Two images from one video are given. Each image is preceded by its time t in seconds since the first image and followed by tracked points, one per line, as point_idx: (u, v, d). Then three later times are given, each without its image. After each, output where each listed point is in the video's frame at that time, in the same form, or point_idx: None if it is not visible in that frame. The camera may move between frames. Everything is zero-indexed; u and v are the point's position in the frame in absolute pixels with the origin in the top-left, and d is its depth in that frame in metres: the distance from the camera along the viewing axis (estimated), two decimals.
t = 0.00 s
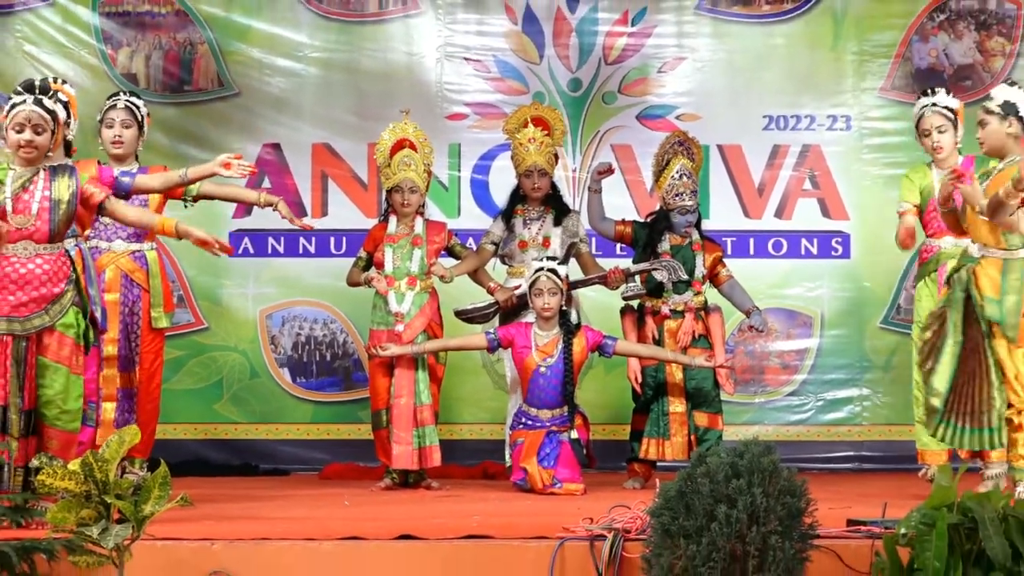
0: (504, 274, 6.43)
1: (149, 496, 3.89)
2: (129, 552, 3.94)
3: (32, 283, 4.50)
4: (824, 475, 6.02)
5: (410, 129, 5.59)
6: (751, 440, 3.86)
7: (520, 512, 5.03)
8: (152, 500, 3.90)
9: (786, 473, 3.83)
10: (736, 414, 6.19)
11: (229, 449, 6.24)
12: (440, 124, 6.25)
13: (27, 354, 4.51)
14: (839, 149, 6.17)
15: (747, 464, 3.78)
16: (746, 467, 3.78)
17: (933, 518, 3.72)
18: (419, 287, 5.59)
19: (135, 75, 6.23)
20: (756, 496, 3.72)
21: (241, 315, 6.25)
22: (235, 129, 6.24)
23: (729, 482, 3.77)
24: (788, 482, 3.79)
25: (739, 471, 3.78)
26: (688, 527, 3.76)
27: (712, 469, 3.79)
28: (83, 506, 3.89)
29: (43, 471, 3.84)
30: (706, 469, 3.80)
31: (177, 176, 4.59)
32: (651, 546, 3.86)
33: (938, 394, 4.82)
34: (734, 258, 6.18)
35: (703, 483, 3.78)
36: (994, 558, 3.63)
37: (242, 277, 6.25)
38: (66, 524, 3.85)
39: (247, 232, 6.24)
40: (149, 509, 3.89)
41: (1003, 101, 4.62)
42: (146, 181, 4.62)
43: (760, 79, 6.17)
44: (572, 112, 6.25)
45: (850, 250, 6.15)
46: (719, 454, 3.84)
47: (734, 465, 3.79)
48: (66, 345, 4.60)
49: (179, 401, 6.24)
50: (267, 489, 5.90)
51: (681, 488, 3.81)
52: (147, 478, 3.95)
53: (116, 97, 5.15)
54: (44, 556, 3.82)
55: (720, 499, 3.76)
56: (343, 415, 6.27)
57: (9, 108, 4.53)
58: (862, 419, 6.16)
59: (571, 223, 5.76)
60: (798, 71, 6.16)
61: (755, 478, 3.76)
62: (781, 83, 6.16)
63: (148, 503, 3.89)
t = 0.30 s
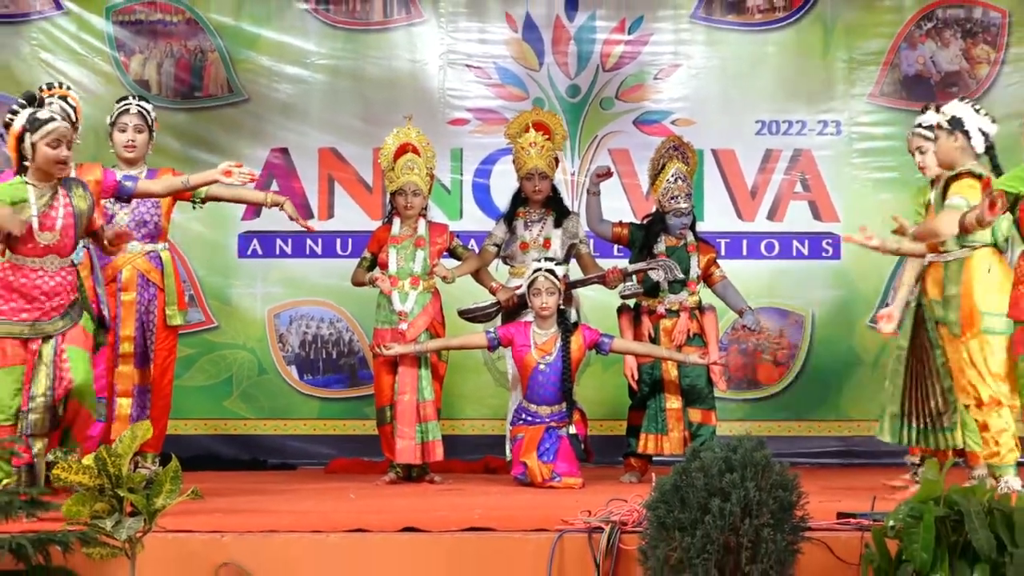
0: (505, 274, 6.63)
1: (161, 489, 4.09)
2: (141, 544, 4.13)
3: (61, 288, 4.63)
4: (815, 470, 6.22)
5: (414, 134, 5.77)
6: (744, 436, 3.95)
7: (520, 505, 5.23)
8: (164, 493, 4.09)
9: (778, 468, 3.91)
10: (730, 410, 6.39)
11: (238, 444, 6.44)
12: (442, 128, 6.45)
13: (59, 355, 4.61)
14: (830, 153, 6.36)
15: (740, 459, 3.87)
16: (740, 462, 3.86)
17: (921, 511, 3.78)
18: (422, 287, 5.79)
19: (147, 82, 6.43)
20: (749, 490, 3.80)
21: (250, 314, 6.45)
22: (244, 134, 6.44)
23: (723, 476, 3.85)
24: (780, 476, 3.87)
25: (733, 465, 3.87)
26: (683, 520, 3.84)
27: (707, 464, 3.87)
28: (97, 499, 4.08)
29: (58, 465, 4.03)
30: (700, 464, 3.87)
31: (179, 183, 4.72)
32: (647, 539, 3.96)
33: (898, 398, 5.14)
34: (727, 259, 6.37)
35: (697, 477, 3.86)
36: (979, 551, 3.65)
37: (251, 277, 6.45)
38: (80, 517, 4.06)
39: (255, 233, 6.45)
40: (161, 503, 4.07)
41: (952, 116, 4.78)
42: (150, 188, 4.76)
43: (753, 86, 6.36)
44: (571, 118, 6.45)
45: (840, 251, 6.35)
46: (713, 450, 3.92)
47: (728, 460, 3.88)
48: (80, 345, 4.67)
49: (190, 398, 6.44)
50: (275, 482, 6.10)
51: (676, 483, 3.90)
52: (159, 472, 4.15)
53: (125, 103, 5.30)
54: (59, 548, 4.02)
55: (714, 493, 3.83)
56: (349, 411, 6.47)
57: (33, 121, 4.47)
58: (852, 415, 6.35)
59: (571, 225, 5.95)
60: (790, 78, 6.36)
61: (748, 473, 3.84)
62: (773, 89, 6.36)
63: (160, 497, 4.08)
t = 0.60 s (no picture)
0: (505, 274, 6.84)
1: (171, 483, 4.27)
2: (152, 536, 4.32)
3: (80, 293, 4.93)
4: (805, 464, 6.42)
5: (414, 138, 5.95)
6: (737, 432, 4.10)
7: (518, 498, 5.43)
8: (175, 487, 4.27)
9: (769, 463, 4.07)
10: (722, 406, 6.61)
11: (246, 439, 6.65)
12: (444, 133, 6.65)
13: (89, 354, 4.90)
14: (819, 157, 6.56)
15: (734, 454, 4.02)
16: (732, 456, 4.02)
17: (907, 504, 3.93)
18: (424, 286, 5.99)
19: (158, 88, 6.64)
20: (741, 484, 3.96)
21: (257, 313, 6.66)
22: (251, 138, 6.65)
23: (716, 470, 4.01)
24: (772, 470, 4.05)
25: (726, 460, 4.02)
26: (677, 512, 4.00)
27: (700, 459, 4.02)
28: (109, 493, 4.27)
29: (73, 459, 4.25)
30: (694, 459, 4.03)
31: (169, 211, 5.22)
32: (643, 530, 4.11)
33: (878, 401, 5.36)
34: (720, 259, 6.57)
35: (691, 471, 4.01)
36: (964, 542, 3.84)
37: (259, 278, 6.65)
38: (93, 509, 4.26)
39: (262, 235, 6.64)
40: (172, 496, 4.24)
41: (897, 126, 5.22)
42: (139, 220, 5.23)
43: (745, 92, 6.57)
44: (569, 123, 6.65)
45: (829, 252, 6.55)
46: (707, 445, 4.08)
47: (721, 454, 4.03)
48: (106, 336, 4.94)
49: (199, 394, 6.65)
50: (282, 476, 6.31)
51: (671, 476, 4.05)
52: (170, 466, 4.32)
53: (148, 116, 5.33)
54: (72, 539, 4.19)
55: (708, 486, 3.99)
56: (353, 407, 6.67)
57: (74, 141, 4.76)
58: (841, 411, 6.56)
59: (569, 227, 6.14)
60: (781, 84, 6.56)
61: (740, 467, 4.00)
62: (764, 95, 6.56)
63: (171, 490, 4.25)
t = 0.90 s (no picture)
0: (505, 275, 7.05)
1: (180, 477, 4.42)
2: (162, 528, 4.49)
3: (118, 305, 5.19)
4: (795, 458, 6.63)
5: (413, 143, 6.14)
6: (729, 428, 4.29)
7: (516, 491, 5.63)
8: (184, 480, 4.42)
9: (761, 457, 4.26)
10: (715, 403, 6.81)
11: (253, 434, 6.87)
12: (445, 137, 6.86)
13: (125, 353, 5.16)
14: (809, 161, 6.76)
15: (726, 449, 4.21)
16: (725, 451, 4.21)
17: (894, 497, 4.13)
18: (425, 286, 6.20)
19: (168, 93, 6.84)
20: (734, 478, 4.14)
21: (264, 312, 6.87)
22: (258, 143, 6.86)
23: (709, 464, 4.19)
24: (764, 465, 4.23)
25: (718, 454, 4.21)
26: (671, 506, 4.18)
27: (695, 454, 4.21)
28: (121, 486, 4.43)
29: (84, 454, 4.39)
30: (689, 454, 4.21)
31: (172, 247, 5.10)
32: (638, 523, 4.30)
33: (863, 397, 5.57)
34: (713, 260, 6.78)
35: (685, 466, 4.19)
36: (951, 534, 4.04)
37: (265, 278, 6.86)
38: (104, 503, 4.42)
39: (269, 236, 6.86)
40: (181, 489, 4.40)
41: (860, 132, 5.56)
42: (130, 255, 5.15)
43: (737, 97, 6.77)
44: (566, 128, 6.86)
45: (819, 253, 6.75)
46: (701, 440, 4.26)
47: (714, 449, 4.22)
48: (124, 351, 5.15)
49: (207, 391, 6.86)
50: (288, 470, 6.52)
51: (665, 471, 4.24)
52: (178, 461, 4.47)
53: (207, 142, 5.51)
54: (84, 532, 4.39)
55: (701, 480, 4.17)
56: (357, 403, 6.88)
57: (102, 151, 4.94)
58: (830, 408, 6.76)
59: (566, 229, 6.32)
60: (772, 90, 6.76)
61: (732, 461, 4.18)
62: (756, 101, 6.76)
63: (180, 484, 4.41)
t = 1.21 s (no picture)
0: (504, 275, 7.27)
1: (190, 471, 4.58)
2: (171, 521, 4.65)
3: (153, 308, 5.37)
4: (786, 453, 6.84)
5: (413, 146, 6.36)
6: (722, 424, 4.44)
7: (516, 484, 5.84)
8: (193, 475, 4.58)
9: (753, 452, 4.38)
10: (709, 399, 7.01)
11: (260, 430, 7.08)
12: (447, 141, 7.07)
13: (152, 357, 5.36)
14: (800, 165, 6.97)
15: (719, 444, 4.35)
16: (718, 446, 4.34)
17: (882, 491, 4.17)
18: (427, 285, 6.40)
19: (178, 99, 7.05)
20: (726, 472, 4.28)
21: (271, 312, 7.08)
22: (265, 147, 7.07)
23: (702, 458, 4.33)
24: (756, 459, 4.36)
25: (712, 449, 4.34)
26: (666, 499, 4.31)
27: (687, 448, 4.36)
28: (132, 481, 4.58)
29: (96, 449, 4.53)
30: (681, 448, 4.37)
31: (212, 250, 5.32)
32: (634, 515, 4.45)
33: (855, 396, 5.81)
34: (706, 261, 6.99)
35: (679, 460, 4.34)
36: (937, 527, 4.08)
37: (272, 278, 7.07)
38: (116, 496, 4.57)
39: (276, 237, 7.07)
40: (190, 483, 4.56)
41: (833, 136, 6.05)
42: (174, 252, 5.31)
43: (729, 103, 6.98)
44: (564, 132, 7.07)
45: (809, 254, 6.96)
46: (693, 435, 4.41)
47: (708, 444, 4.36)
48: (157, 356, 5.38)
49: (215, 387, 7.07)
50: (295, 464, 6.73)
51: (660, 465, 4.38)
52: (187, 456, 4.62)
53: (249, 152, 5.80)
54: (96, 524, 4.59)
55: (694, 474, 4.31)
56: (361, 400, 7.09)
57: (140, 162, 5.15)
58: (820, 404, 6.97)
59: (563, 231, 6.55)
60: (763, 96, 6.97)
61: (725, 456, 4.32)
62: (749, 107, 6.97)
63: (189, 478, 4.57)
